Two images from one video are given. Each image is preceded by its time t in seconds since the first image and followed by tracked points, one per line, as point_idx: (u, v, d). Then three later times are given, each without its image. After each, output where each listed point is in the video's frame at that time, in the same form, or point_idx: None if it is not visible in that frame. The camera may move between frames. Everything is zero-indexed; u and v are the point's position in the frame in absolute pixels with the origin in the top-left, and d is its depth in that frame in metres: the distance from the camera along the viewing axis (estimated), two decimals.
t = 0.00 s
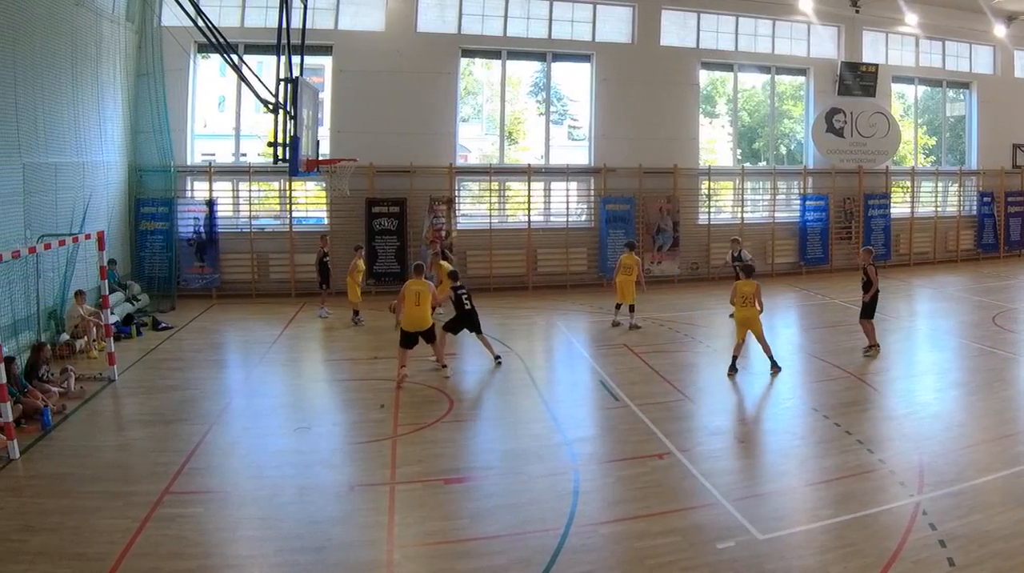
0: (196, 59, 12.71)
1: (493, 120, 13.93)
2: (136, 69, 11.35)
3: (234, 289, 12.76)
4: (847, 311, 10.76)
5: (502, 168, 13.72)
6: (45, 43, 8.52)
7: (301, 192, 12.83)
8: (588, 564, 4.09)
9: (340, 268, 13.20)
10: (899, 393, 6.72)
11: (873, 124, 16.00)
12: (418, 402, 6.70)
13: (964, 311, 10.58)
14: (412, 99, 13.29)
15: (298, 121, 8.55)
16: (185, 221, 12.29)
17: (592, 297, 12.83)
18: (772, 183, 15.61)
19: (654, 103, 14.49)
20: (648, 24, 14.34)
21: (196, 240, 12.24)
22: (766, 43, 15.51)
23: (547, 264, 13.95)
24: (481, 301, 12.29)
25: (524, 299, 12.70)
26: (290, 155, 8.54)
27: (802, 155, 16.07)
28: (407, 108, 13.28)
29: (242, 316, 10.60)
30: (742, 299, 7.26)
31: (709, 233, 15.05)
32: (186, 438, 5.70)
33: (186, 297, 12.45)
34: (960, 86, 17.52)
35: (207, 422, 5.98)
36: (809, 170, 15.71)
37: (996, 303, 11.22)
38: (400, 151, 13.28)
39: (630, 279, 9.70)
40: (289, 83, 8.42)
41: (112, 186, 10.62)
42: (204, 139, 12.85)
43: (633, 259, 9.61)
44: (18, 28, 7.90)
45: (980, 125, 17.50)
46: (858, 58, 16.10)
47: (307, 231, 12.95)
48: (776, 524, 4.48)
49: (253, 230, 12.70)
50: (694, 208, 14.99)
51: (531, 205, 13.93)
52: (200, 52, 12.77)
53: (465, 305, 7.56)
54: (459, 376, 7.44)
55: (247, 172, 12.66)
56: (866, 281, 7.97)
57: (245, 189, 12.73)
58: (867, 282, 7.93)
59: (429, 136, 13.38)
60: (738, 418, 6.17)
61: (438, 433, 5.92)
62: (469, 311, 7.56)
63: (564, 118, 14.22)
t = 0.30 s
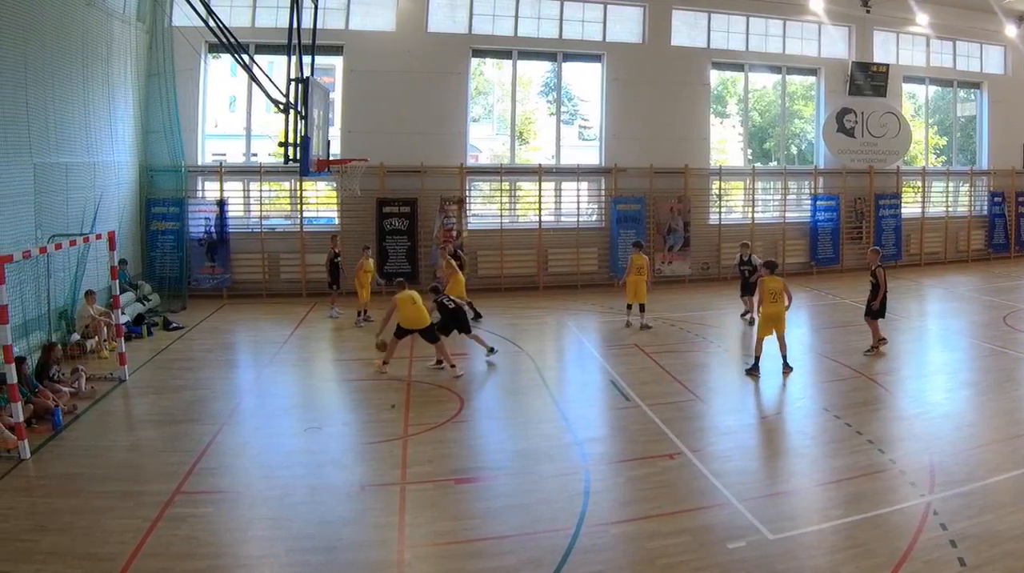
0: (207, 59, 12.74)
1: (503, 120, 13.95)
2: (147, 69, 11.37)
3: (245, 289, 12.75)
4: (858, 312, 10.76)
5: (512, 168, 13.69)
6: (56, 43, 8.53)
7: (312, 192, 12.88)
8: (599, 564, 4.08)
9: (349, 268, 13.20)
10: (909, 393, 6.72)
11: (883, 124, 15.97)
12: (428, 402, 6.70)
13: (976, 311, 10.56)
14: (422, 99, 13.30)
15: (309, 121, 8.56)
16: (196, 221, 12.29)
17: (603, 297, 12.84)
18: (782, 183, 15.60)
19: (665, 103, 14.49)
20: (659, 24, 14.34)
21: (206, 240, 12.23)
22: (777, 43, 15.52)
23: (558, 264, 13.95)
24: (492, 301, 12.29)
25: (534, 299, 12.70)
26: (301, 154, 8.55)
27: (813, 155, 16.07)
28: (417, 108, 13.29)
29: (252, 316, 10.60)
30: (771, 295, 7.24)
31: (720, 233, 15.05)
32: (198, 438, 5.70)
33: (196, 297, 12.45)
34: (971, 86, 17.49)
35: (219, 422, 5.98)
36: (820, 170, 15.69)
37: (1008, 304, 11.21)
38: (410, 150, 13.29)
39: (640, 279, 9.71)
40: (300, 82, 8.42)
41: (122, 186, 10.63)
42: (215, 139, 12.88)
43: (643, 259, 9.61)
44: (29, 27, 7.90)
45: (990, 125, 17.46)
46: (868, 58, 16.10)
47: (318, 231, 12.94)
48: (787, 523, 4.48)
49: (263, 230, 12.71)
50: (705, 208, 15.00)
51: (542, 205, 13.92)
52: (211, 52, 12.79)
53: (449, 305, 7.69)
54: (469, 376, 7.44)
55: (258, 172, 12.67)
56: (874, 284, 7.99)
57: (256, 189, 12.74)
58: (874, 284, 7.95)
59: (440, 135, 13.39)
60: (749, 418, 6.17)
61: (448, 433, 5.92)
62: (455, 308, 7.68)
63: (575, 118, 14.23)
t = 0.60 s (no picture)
0: (206, 59, 12.74)
1: (503, 120, 13.95)
2: (147, 69, 11.37)
3: (245, 289, 12.74)
4: (858, 312, 10.77)
5: (512, 168, 13.68)
6: (56, 43, 8.54)
7: (311, 192, 12.87)
8: (599, 564, 4.08)
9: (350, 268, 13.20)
10: (909, 393, 6.72)
11: (884, 124, 15.97)
12: (428, 402, 6.70)
13: (975, 311, 10.56)
14: (423, 99, 13.30)
15: (308, 121, 8.56)
16: (196, 221, 12.30)
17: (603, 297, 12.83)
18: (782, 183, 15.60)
19: (665, 103, 14.49)
20: (658, 24, 14.34)
21: (206, 240, 12.24)
22: (777, 43, 15.52)
23: (558, 264, 13.95)
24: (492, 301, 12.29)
25: (534, 299, 12.69)
26: (300, 154, 8.55)
27: (813, 155, 16.07)
28: (417, 108, 13.28)
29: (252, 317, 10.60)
30: (770, 296, 7.23)
31: (720, 233, 15.06)
32: (197, 438, 5.71)
33: (197, 297, 12.46)
34: (971, 86, 17.49)
35: (219, 422, 5.98)
36: (820, 170, 15.69)
37: (1007, 304, 11.22)
38: (410, 150, 13.30)
39: (636, 278, 9.72)
40: (299, 83, 8.42)
41: (122, 186, 10.64)
42: (215, 139, 12.88)
43: (638, 259, 9.58)
44: (29, 27, 7.90)
45: (991, 125, 17.46)
46: (868, 58, 16.10)
47: (318, 231, 12.94)
48: (787, 523, 4.47)
49: (263, 230, 12.71)
50: (704, 208, 15.00)
51: (542, 205, 13.92)
52: (211, 52, 12.79)
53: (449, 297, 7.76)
54: (470, 376, 7.44)
55: (258, 172, 12.67)
56: (872, 282, 7.97)
57: (256, 189, 12.73)
58: (873, 283, 7.92)
59: (440, 135, 13.39)
60: (749, 418, 6.18)
61: (448, 433, 5.92)
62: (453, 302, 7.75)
63: (575, 118, 14.23)
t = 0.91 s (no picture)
0: (206, 59, 12.74)
1: (503, 120, 13.95)
2: (147, 69, 11.37)
3: (245, 289, 12.74)
4: (858, 311, 10.77)
5: (512, 168, 13.68)
6: (56, 43, 8.53)
7: (311, 192, 12.87)
8: (598, 564, 4.08)
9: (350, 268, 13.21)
10: (910, 393, 6.72)
11: (884, 124, 15.97)
12: (428, 402, 6.70)
13: (975, 311, 10.56)
14: (423, 99, 13.30)
15: (308, 121, 8.56)
16: (196, 221, 12.30)
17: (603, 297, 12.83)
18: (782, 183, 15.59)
19: (665, 103, 14.49)
20: (658, 24, 14.33)
21: (207, 240, 12.24)
22: (777, 43, 15.52)
23: (558, 264, 13.95)
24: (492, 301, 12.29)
25: (535, 299, 12.69)
26: (300, 154, 8.54)
27: (813, 155, 16.08)
28: (417, 108, 13.28)
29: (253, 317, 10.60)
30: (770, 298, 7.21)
31: (720, 233, 15.05)
32: (197, 438, 5.71)
33: (197, 297, 12.46)
34: (971, 86, 17.49)
35: (219, 423, 5.98)
36: (820, 170, 15.68)
37: (1007, 303, 11.21)
38: (410, 150, 13.29)
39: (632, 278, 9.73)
40: (298, 82, 8.42)
41: (122, 186, 10.63)
42: (215, 139, 12.88)
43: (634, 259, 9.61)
44: (29, 27, 7.90)
45: (991, 125, 17.45)
46: (868, 58, 16.09)
47: (318, 231, 12.94)
48: (787, 524, 4.47)
49: (263, 230, 12.71)
50: (705, 208, 15.00)
51: (542, 205, 13.91)
52: (211, 52, 12.79)
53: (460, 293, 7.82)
54: (470, 376, 7.44)
55: (258, 172, 12.67)
56: (873, 281, 7.98)
57: (256, 189, 12.73)
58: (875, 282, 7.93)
59: (440, 135, 13.39)
60: (749, 418, 6.18)
61: (448, 433, 5.91)
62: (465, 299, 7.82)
63: (575, 118, 14.23)
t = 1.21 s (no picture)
0: (206, 59, 12.74)
1: (503, 120, 13.95)
2: (147, 69, 11.37)
3: (244, 289, 12.74)
4: (858, 311, 10.77)
5: (512, 168, 13.68)
6: (56, 43, 8.53)
7: (311, 192, 12.87)
8: (598, 563, 4.08)
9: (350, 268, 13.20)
10: (910, 393, 6.72)
11: (884, 124, 15.97)
12: (428, 402, 6.70)
13: (975, 311, 10.56)
14: (423, 99, 13.30)
15: (308, 121, 8.55)
16: (196, 221, 12.31)
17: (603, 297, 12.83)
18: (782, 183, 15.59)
19: (665, 103, 14.49)
20: (658, 24, 14.33)
21: (206, 240, 12.25)
22: (777, 43, 15.52)
23: (558, 264, 13.96)
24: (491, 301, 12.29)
25: (534, 299, 12.69)
26: (300, 154, 8.54)
27: (813, 155, 16.08)
28: (417, 108, 13.29)
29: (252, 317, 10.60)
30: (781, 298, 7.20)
31: (720, 232, 15.05)
32: (198, 438, 5.71)
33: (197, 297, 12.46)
34: (971, 86, 17.49)
35: (219, 423, 5.98)
36: (820, 170, 15.68)
37: (1006, 304, 11.21)
38: (410, 150, 13.29)
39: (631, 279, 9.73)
40: (298, 83, 8.42)
41: (122, 186, 10.63)
42: (215, 139, 12.88)
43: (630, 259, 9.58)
44: (29, 27, 7.90)
45: (991, 125, 17.46)
46: (868, 58, 16.09)
47: (318, 231, 12.93)
48: (788, 524, 4.47)
49: (263, 230, 12.71)
50: (704, 208, 14.99)
51: (542, 205, 13.91)
52: (211, 52, 12.79)
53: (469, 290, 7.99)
54: (470, 376, 7.43)
55: (258, 172, 12.67)
56: (880, 280, 7.99)
57: (256, 189, 12.73)
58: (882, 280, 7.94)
59: (439, 135, 13.39)
60: (749, 418, 6.18)
61: (449, 433, 5.91)
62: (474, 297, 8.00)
63: (574, 118, 14.23)
